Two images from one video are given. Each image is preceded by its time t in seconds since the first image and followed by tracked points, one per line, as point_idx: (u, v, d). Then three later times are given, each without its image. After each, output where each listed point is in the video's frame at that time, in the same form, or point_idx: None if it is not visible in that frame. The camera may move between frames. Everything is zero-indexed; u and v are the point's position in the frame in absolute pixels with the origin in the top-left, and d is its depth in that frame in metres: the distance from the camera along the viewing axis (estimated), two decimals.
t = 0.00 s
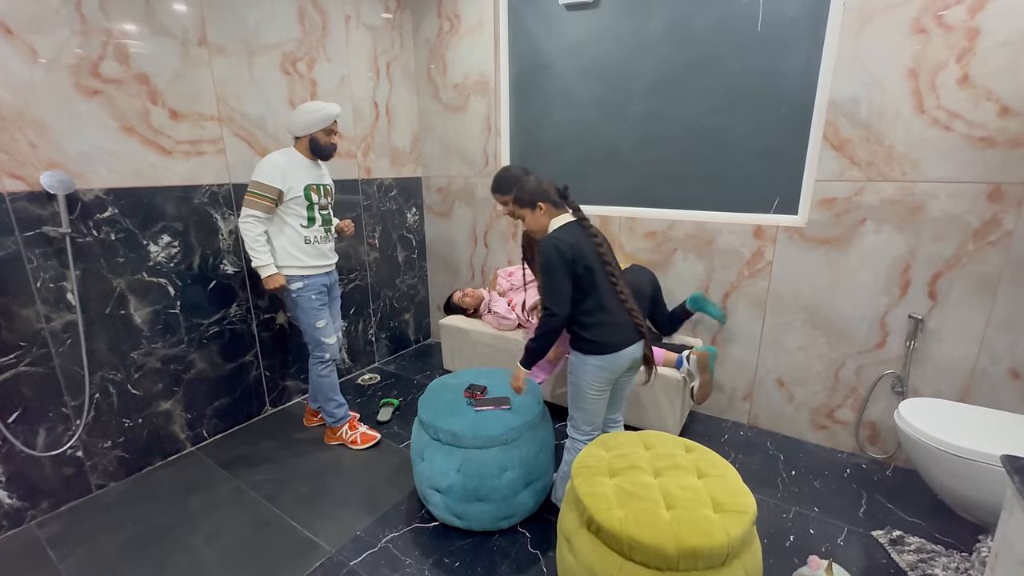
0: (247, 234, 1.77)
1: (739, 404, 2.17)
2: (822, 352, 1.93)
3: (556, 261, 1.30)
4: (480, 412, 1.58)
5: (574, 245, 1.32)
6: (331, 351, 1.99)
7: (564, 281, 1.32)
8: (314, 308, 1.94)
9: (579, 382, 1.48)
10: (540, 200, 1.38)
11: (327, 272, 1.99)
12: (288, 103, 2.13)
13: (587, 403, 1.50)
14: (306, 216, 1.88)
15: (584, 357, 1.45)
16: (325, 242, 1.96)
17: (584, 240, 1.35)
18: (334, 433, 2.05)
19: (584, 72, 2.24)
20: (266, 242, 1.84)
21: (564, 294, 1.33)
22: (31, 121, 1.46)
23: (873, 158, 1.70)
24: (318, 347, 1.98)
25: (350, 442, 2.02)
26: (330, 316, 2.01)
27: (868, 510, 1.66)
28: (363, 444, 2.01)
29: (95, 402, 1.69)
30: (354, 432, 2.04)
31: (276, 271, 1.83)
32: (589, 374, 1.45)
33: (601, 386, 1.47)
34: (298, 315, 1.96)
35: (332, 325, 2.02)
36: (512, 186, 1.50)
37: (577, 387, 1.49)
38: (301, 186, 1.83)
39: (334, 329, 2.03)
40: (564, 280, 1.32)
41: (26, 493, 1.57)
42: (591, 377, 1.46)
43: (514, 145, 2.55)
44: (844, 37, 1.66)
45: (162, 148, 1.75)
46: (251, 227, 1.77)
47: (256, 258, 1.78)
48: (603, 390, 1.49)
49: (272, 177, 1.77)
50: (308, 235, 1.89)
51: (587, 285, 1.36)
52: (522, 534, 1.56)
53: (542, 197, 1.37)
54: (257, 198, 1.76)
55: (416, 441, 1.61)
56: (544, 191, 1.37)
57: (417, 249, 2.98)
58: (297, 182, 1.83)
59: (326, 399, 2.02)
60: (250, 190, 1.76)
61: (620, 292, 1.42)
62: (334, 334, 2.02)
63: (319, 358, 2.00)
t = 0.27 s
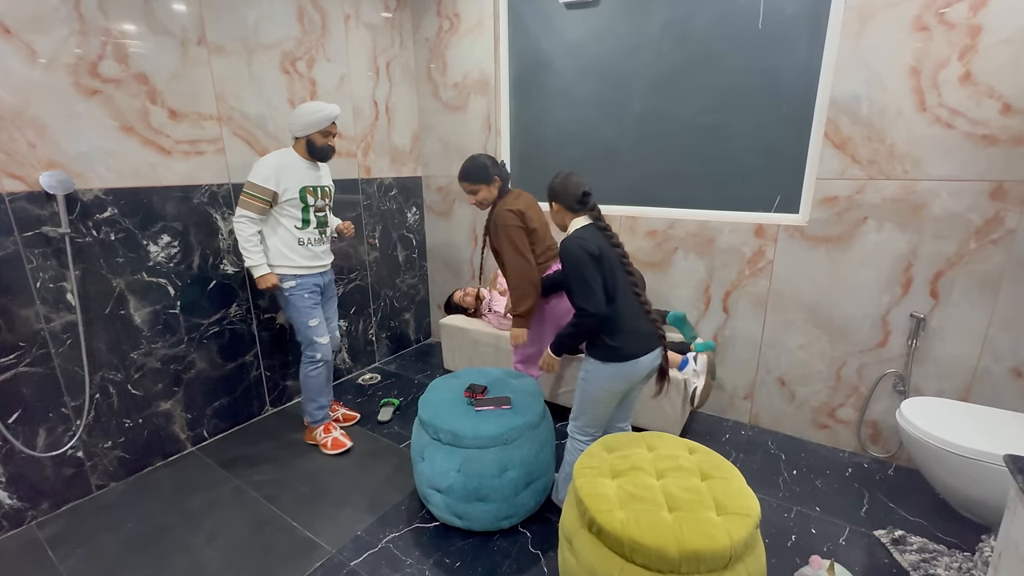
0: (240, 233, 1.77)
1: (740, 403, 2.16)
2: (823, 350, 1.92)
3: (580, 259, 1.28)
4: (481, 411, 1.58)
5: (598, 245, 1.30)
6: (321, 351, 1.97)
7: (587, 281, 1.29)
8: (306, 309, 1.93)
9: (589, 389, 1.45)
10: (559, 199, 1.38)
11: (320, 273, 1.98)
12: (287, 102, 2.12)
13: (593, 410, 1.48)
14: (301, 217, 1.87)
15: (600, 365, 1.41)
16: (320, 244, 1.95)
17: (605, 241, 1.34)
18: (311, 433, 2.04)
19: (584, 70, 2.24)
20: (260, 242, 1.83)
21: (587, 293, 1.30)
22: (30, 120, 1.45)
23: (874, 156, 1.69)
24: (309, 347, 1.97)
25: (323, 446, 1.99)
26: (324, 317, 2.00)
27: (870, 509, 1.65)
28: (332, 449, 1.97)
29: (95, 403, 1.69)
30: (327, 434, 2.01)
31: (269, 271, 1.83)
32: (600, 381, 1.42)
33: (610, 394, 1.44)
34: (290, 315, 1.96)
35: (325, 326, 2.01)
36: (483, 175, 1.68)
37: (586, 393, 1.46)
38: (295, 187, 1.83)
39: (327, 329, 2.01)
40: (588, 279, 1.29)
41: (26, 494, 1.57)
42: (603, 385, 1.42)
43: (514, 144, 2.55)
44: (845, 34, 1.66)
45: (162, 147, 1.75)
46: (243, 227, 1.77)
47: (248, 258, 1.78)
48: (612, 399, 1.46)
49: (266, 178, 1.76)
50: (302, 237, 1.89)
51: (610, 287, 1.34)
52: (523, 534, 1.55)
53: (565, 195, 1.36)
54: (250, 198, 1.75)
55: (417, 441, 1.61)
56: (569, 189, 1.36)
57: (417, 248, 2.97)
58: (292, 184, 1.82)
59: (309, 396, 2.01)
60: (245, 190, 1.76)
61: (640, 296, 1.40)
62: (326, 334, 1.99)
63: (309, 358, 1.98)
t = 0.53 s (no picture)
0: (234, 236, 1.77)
1: (741, 404, 2.16)
2: (825, 351, 1.92)
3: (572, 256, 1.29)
4: (481, 413, 1.58)
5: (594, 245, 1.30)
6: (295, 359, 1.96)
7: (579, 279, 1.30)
8: (294, 314, 1.93)
9: (589, 392, 1.44)
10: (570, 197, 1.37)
11: (314, 277, 1.98)
12: (287, 103, 2.12)
13: (596, 414, 1.46)
14: (295, 221, 1.87)
15: (600, 368, 1.40)
16: (314, 247, 1.95)
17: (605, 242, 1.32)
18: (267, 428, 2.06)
19: (584, 70, 2.23)
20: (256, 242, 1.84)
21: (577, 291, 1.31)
22: (30, 122, 1.45)
23: (876, 156, 1.69)
24: (285, 352, 1.96)
25: (276, 443, 2.01)
26: (308, 324, 1.99)
27: (873, 510, 1.65)
28: (284, 449, 1.98)
29: (96, 404, 1.69)
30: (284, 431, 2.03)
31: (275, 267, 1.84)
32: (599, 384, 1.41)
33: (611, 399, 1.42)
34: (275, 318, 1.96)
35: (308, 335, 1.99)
36: (477, 163, 1.71)
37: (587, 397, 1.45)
38: (288, 191, 1.82)
39: (308, 338, 2.00)
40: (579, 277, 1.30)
41: (27, 496, 1.57)
42: (601, 388, 1.41)
43: (514, 145, 2.54)
44: (846, 34, 1.65)
45: (162, 149, 1.74)
46: (237, 230, 1.77)
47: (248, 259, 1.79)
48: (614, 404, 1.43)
49: (261, 182, 1.75)
50: (296, 241, 1.89)
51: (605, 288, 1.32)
52: (524, 536, 1.55)
53: (575, 193, 1.36)
54: (244, 202, 1.75)
55: (417, 443, 1.60)
56: (579, 188, 1.35)
57: (418, 249, 2.97)
58: (286, 188, 1.81)
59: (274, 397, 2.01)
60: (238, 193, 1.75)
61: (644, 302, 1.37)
62: (303, 344, 1.97)
63: (284, 363, 1.98)
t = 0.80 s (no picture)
0: (222, 237, 1.75)
1: (743, 405, 2.15)
2: (827, 351, 1.91)
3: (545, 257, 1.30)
4: (481, 415, 1.58)
5: (571, 248, 1.28)
6: (277, 362, 1.96)
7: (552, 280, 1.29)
8: (273, 319, 1.93)
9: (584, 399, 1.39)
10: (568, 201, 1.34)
11: (299, 282, 1.98)
12: (288, 104, 2.12)
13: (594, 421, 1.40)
14: (280, 226, 1.87)
15: (586, 369, 1.37)
16: (298, 253, 1.95)
17: (588, 246, 1.28)
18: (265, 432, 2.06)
19: (585, 70, 2.23)
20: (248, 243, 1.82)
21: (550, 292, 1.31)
22: (31, 123, 1.45)
23: (877, 156, 1.68)
24: (267, 355, 1.96)
25: (274, 444, 2.01)
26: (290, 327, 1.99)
27: (875, 511, 1.64)
28: (282, 450, 1.98)
29: (97, 406, 1.69)
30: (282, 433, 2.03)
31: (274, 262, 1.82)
32: (591, 390, 1.36)
33: (607, 405, 1.36)
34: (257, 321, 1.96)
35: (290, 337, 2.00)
36: (476, 155, 1.72)
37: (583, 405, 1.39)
38: (276, 197, 1.81)
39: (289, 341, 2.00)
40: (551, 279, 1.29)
41: (28, 497, 1.57)
42: (591, 393, 1.36)
43: (515, 145, 2.54)
44: (848, 34, 1.65)
45: (162, 150, 1.75)
46: (225, 233, 1.75)
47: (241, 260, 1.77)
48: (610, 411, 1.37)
49: (249, 187, 1.74)
50: (280, 246, 1.88)
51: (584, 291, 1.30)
52: (525, 537, 1.55)
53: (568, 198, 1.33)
54: (230, 207, 1.73)
55: (417, 445, 1.60)
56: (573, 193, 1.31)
57: (418, 250, 2.97)
58: (274, 193, 1.80)
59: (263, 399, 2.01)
60: (224, 197, 1.73)
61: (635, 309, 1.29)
62: (285, 348, 1.98)
63: (266, 365, 1.98)
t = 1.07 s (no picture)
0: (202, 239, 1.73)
1: (744, 406, 2.15)
2: (828, 352, 1.91)
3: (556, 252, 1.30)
4: (482, 416, 1.58)
5: (581, 244, 1.27)
6: (276, 367, 1.96)
7: (558, 274, 1.30)
8: (268, 323, 1.92)
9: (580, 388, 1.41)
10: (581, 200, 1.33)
11: (292, 285, 1.97)
12: (289, 105, 2.12)
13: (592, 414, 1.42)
14: (271, 229, 1.86)
15: (585, 361, 1.38)
16: (290, 256, 1.94)
17: (597, 245, 1.27)
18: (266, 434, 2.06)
19: (585, 71, 2.23)
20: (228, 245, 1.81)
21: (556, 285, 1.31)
22: (33, 125, 1.46)
23: (878, 156, 1.68)
24: (265, 360, 1.96)
25: (275, 446, 2.01)
26: (285, 331, 1.99)
27: (876, 513, 1.64)
28: (283, 452, 1.98)
29: (98, 407, 1.69)
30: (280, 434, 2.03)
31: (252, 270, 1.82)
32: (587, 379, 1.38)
33: (601, 397, 1.37)
34: (252, 325, 1.95)
35: (286, 342, 1.99)
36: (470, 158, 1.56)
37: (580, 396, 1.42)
38: (265, 200, 1.80)
39: (286, 345, 1.99)
40: (558, 273, 1.30)
41: (29, 499, 1.57)
42: (587, 383, 1.38)
43: (515, 146, 2.54)
44: (848, 35, 1.65)
45: (163, 151, 1.75)
46: (206, 235, 1.73)
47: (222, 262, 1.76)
48: (606, 404, 1.38)
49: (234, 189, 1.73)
50: (271, 250, 1.87)
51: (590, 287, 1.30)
52: (526, 539, 1.55)
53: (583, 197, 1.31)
54: (213, 207, 1.72)
55: (417, 446, 1.60)
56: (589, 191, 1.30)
57: (419, 251, 2.96)
58: (262, 196, 1.79)
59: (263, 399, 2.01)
60: (209, 198, 1.72)
61: (639, 309, 1.30)
62: (281, 351, 1.97)
63: (265, 370, 1.97)
